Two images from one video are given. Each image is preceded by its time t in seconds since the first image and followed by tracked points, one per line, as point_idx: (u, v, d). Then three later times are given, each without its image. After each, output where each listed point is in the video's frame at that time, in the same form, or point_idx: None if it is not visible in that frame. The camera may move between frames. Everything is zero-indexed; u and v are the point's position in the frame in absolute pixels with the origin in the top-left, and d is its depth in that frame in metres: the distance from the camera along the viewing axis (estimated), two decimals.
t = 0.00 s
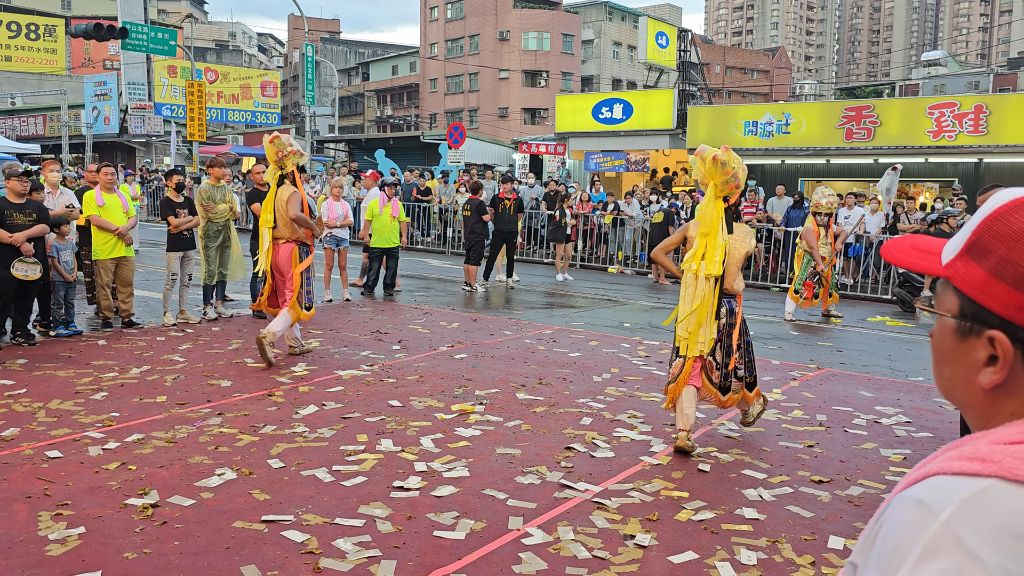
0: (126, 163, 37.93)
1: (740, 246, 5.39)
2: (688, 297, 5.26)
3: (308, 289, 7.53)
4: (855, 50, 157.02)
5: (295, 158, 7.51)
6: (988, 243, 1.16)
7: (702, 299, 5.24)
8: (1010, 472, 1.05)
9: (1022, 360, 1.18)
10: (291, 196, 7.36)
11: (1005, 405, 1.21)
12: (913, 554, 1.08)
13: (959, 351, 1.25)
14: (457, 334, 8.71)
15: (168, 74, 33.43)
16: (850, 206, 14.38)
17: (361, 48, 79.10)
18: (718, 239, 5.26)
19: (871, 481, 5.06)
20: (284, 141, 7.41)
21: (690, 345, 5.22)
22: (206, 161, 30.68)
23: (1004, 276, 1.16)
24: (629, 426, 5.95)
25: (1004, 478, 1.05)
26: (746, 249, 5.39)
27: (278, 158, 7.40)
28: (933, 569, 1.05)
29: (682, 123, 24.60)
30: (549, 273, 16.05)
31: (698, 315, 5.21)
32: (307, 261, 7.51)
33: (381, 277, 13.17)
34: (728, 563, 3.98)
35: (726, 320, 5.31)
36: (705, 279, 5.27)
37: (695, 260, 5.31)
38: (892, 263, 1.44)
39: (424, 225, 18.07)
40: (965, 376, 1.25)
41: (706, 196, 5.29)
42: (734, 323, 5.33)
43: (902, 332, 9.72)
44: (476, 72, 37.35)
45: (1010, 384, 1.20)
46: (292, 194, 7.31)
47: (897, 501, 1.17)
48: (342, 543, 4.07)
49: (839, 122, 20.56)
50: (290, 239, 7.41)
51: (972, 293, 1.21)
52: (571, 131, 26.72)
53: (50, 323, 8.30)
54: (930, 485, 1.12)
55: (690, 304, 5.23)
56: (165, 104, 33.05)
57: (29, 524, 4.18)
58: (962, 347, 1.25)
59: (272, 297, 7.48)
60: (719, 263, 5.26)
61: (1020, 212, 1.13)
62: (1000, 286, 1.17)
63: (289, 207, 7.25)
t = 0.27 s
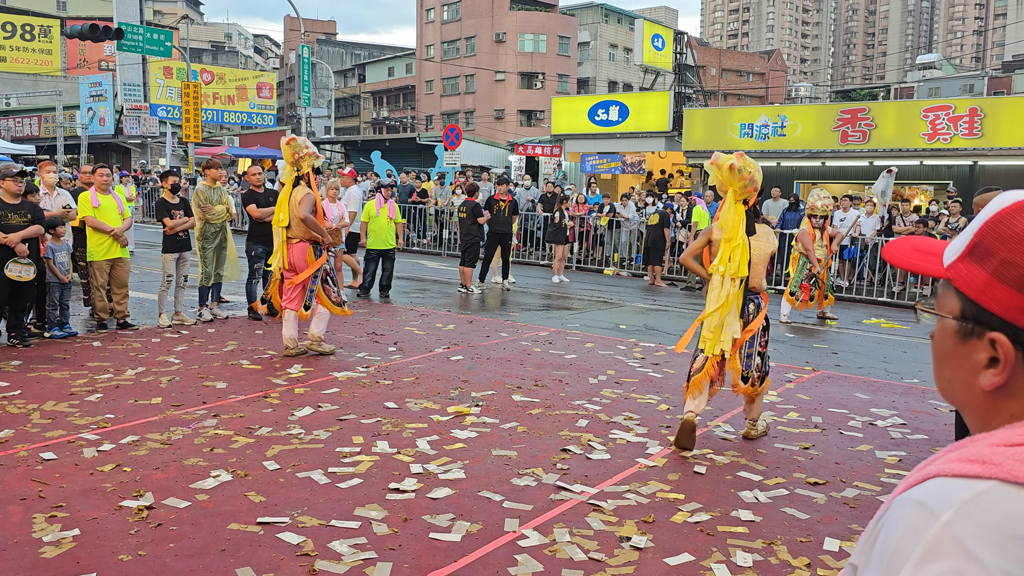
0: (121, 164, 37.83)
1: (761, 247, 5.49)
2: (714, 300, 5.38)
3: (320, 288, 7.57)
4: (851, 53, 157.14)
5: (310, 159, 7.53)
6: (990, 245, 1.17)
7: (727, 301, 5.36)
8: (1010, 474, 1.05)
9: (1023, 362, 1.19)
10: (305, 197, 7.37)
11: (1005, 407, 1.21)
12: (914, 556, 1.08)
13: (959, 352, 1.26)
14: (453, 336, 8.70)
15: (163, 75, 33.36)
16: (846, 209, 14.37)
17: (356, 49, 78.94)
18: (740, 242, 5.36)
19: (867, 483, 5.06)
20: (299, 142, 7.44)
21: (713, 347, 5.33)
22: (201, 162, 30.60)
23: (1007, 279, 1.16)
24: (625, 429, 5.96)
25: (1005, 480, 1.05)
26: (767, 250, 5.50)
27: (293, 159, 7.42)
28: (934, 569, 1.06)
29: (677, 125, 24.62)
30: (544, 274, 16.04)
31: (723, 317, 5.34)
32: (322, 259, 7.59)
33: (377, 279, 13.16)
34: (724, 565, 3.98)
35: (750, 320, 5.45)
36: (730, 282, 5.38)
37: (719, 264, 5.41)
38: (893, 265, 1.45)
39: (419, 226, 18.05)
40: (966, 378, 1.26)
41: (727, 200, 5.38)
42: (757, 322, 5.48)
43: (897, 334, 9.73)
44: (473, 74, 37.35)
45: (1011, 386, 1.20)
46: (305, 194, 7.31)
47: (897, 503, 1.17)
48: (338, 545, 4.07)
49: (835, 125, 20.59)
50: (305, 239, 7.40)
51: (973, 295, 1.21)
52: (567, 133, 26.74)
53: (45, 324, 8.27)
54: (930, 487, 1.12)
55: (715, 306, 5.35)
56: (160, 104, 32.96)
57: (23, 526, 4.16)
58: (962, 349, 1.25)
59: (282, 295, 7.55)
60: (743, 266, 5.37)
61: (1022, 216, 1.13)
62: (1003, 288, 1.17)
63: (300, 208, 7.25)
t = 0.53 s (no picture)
0: (119, 165, 37.76)
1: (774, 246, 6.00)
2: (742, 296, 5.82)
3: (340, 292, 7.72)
4: (848, 54, 157.04)
5: (334, 166, 7.75)
6: (1000, 246, 1.17)
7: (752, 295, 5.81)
8: (1016, 476, 1.06)
9: None
10: (331, 203, 7.60)
11: (1012, 409, 1.22)
12: (921, 556, 1.09)
13: (966, 354, 1.27)
14: (451, 337, 8.70)
15: (162, 76, 33.33)
16: (844, 211, 14.38)
17: (355, 50, 78.79)
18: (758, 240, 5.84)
19: (865, 484, 5.08)
20: (325, 150, 7.67)
21: (755, 339, 5.69)
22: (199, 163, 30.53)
23: (1015, 280, 1.17)
24: (624, 430, 5.96)
25: (1012, 483, 1.06)
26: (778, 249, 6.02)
27: (320, 165, 7.69)
28: (942, 571, 1.06)
29: (675, 127, 24.64)
30: (543, 276, 16.04)
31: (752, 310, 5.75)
32: (344, 264, 7.79)
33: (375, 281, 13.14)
34: (722, 567, 3.99)
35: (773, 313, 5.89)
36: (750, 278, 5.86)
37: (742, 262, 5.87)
38: (901, 266, 1.44)
39: (418, 228, 18.03)
40: (972, 379, 1.27)
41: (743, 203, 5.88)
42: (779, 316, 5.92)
43: (894, 337, 9.75)
44: (471, 75, 37.34)
45: (1015, 389, 1.21)
46: (331, 201, 7.53)
47: (904, 505, 1.18)
48: (337, 547, 4.07)
49: (833, 127, 20.61)
50: (331, 243, 7.66)
51: (981, 296, 1.22)
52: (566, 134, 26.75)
53: (43, 325, 8.26)
54: (937, 489, 1.13)
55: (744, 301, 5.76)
56: (158, 106, 32.93)
57: (22, 527, 4.16)
58: (970, 350, 1.26)
59: (302, 295, 7.76)
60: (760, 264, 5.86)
61: None
62: (1010, 289, 1.18)
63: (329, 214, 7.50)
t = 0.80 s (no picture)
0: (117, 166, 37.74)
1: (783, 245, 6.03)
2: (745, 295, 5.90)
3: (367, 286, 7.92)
4: (846, 56, 157.23)
5: (358, 163, 8.00)
6: (1005, 246, 1.17)
7: (756, 294, 5.88)
8: (1018, 476, 1.07)
9: None
10: (359, 199, 7.83)
11: (1014, 409, 1.23)
12: (926, 557, 1.09)
13: (969, 355, 1.28)
14: (450, 338, 8.70)
15: (160, 76, 33.33)
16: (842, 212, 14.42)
17: (354, 50, 78.74)
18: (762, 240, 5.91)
19: (862, 485, 5.09)
20: (350, 148, 7.91)
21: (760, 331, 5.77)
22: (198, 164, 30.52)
23: (1020, 281, 1.17)
24: (622, 431, 5.97)
25: (1014, 482, 1.07)
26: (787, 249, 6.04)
27: (346, 163, 7.91)
28: (945, 570, 1.07)
29: (673, 127, 24.68)
30: (541, 277, 16.06)
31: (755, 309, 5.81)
32: (369, 260, 7.96)
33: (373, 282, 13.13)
34: (720, 568, 3.99)
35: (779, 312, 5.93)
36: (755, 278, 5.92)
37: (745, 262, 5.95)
38: (903, 265, 1.44)
39: (416, 229, 18.02)
40: (976, 380, 1.28)
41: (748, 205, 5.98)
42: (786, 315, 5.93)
43: (892, 337, 9.78)
44: (470, 76, 37.39)
45: (1019, 390, 1.22)
46: (361, 197, 7.76)
47: (906, 505, 1.19)
48: (335, 547, 4.07)
49: (831, 128, 20.65)
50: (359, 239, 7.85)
51: (986, 297, 1.22)
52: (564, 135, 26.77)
53: (40, 326, 8.25)
54: (940, 489, 1.13)
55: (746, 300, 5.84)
56: (157, 106, 32.95)
57: (20, 528, 4.16)
58: (973, 350, 1.27)
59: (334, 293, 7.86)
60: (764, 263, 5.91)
61: None
62: (1015, 290, 1.18)
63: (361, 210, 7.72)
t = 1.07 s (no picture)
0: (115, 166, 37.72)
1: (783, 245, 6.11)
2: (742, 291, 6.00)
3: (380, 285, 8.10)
4: (844, 57, 157.33)
5: (373, 164, 8.15)
6: (1003, 247, 1.17)
7: (752, 292, 5.98)
8: (1019, 475, 1.06)
9: None
10: (374, 200, 7.98)
11: (1012, 409, 1.23)
12: (923, 557, 1.09)
13: (968, 354, 1.27)
14: (448, 338, 8.70)
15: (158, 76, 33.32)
16: (839, 211, 14.43)
17: (352, 51, 78.73)
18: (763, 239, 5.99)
19: (860, 485, 5.08)
20: (365, 149, 8.05)
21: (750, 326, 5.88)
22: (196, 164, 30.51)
23: (1018, 281, 1.17)
24: (619, 431, 5.96)
25: (1012, 483, 1.06)
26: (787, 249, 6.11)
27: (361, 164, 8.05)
28: (943, 571, 1.06)
29: (671, 128, 24.68)
30: (539, 276, 16.06)
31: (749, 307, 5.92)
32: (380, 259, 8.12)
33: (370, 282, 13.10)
34: (717, 567, 3.98)
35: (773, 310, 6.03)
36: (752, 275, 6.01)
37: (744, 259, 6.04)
38: (903, 264, 1.44)
39: (414, 228, 18.01)
40: (973, 379, 1.27)
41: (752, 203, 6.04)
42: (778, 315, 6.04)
43: (889, 337, 9.78)
44: (468, 76, 37.41)
45: (1017, 390, 1.21)
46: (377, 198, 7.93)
47: (903, 505, 1.18)
48: (332, 548, 4.06)
49: (829, 128, 20.65)
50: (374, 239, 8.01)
51: (984, 296, 1.21)
52: (562, 136, 26.77)
53: (38, 326, 8.25)
54: (938, 489, 1.13)
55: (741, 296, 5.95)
56: (155, 106, 32.93)
57: (16, 529, 4.14)
58: (972, 350, 1.26)
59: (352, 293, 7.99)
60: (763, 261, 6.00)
61: None
62: (1013, 290, 1.17)
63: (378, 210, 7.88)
